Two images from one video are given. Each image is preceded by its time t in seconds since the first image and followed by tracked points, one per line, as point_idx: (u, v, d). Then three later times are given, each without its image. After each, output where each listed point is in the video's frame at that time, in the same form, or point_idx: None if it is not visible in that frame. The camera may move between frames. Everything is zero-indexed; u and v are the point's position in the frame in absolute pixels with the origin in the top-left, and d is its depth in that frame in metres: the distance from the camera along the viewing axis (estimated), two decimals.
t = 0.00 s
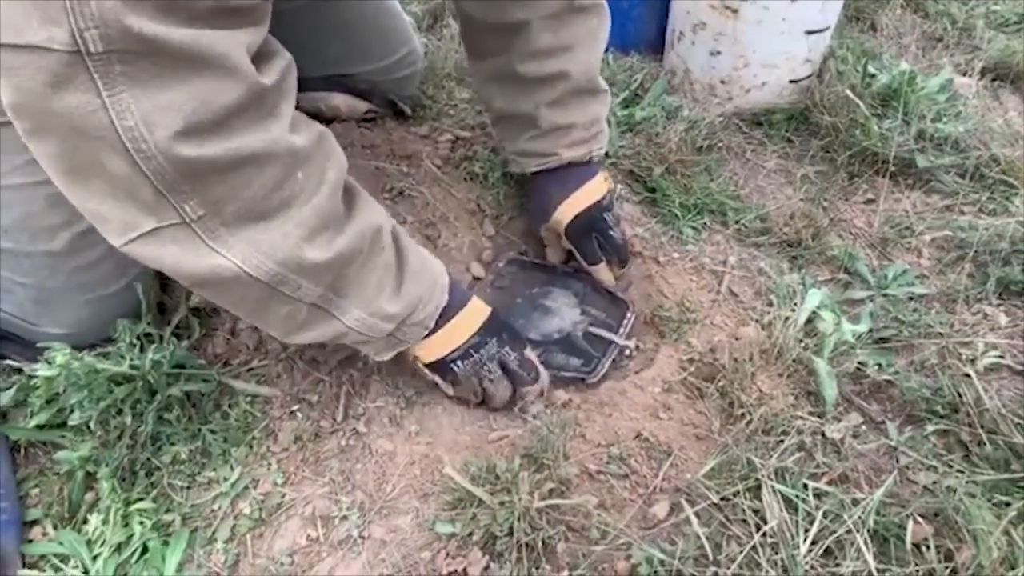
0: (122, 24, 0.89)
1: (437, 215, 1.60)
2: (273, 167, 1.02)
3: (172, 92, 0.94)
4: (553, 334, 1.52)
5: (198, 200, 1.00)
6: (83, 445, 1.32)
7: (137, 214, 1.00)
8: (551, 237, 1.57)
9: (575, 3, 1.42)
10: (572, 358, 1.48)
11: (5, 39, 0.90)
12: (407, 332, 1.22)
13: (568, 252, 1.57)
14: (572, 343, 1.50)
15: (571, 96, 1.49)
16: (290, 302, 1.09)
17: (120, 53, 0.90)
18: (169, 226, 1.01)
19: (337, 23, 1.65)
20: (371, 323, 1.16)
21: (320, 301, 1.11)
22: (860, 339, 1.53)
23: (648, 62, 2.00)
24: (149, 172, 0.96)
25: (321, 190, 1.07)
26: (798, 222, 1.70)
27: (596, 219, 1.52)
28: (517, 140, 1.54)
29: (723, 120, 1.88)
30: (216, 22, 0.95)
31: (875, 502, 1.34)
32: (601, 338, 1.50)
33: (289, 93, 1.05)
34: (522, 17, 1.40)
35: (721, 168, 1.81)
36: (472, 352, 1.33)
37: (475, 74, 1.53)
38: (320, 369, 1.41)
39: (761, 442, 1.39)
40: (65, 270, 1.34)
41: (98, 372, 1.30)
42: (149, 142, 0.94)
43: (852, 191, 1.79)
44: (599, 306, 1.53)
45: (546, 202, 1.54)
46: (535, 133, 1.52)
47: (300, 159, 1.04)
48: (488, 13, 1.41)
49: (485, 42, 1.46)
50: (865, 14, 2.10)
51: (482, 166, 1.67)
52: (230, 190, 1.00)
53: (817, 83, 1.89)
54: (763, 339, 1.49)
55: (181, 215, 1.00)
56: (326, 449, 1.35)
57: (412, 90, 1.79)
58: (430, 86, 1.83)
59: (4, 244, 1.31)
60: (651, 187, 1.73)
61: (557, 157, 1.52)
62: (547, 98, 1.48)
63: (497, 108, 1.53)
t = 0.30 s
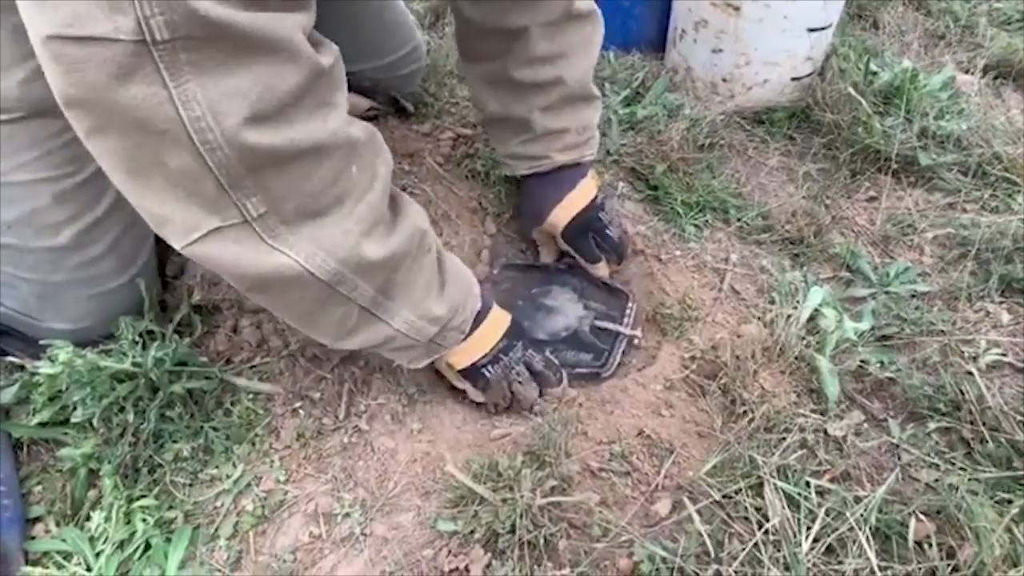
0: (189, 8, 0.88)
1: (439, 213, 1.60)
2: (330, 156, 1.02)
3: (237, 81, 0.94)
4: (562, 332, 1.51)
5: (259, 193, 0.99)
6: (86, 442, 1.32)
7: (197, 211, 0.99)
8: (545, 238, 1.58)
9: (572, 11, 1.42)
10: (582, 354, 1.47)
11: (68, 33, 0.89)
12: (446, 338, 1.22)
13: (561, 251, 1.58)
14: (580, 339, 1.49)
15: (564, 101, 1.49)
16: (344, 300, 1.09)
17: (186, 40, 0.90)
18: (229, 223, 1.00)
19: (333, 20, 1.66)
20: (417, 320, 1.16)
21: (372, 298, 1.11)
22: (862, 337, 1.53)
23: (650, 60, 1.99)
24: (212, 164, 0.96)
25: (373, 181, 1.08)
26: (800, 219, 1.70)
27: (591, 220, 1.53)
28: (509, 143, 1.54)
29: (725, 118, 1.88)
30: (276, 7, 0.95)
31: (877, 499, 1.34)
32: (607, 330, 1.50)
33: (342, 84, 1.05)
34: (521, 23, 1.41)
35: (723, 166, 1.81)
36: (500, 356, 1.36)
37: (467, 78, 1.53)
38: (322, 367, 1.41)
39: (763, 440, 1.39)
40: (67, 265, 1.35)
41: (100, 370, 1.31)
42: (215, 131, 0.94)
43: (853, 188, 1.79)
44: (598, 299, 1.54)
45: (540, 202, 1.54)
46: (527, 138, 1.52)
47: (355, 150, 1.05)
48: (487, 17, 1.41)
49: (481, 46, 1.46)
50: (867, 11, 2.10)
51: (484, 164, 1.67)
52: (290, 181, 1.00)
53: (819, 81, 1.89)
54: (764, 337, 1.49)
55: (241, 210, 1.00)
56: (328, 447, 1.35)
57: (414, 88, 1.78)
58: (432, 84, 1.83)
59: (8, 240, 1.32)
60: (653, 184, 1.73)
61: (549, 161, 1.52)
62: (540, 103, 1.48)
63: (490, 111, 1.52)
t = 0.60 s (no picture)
0: (219, 29, 0.85)
1: (438, 212, 1.60)
2: (355, 172, 1.01)
3: (265, 98, 0.91)
4: (560, 332, 1.49)
5: (284, 210, 0.97)
6: (85, 440, 1.32)
7: (221, 228, 0.96)
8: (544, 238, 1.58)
9: (578, 21, 1.43)
10: (580, 354, 1.47)
11: (96, 52, 0.84)
12: (458, 344, 1.23)
13: (559, 251, 1.58)
14: (578, 339, 1.49)
15: (566, 109, 1.49)
16: (363, 312, 1.08)
17: (214, 60, 0.87)
18: (253, 239, 0.98)
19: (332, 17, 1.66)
20: (432, 328, 1.16)
21: (390, 307, 1.10)
22: (861, 337, 1.53)
23: (649, 59, 1.99)
24: (238, 183, 0.93)
25: (394, 193, 1.07)
26: (800, 219, 1.70)
27: (588, 219, 1.54)
28: (509, 146, 1.53)
29: (725, 118, 1.88)
30: (301, 21, 0.93)
31: (875, 499, 1.34)
32: (606, 330, 1.50)
33: (366, 96, 1.03)
34: (530, 32, 1.41)
35: (723, 165, 1.81)
36: (505, 358, 1.37)
37: (470, 83, 1.52)
38: (321, 365, 1.41)
39: (762, 439, 1.39)
40: (63, 265, 1.35)
41: (99, 368, 1.31)
42: (243, 150, 0.92)
43: (853, 188, 1.79)
44: (598, 298, 1.54)
45: (540, 202, 1.54)
46: (528, 142, 1.51)
47: (379, 164, 1.04)
48: (494, 24, 1.41)
49: (487, 53, 1.45)
50: (867, 12, 2.10)
51: (483, 163, 1.67)
52: (316, 199, 0.98)
53: (818, 81, 1.89)
54: (763, 336, 1.49)
55: (265, 227, 0.97)
56: (327, 445, 1.35)
57: (413, 88, 1.78)
58: (432, 83, 1.82)
59: (5, 240, 1.32)
60: (653, 184, 1.73)
61: (548, 163, 1.51)
62: (543, 109, 1.48)
63: (491, 117, 1.51)
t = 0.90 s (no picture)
0: (295, 114, 0.84)
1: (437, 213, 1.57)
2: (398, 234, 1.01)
3: (326, 173, 0.91)
4: (559, 333, 1.50)
5: (328, 272, 0.98)
6: (83, 439, 1.32)
7: (263, 282, 0.97)
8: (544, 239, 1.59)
9: (617, 41, 1.44)
10: (579, 355, 1.47)
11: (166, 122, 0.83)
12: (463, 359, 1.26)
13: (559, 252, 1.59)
14: (577, 339, 1.49)
15: (586, 120, 1.50)
16: (385, 356, 1.11)
17: (283, 139, 0.86)
18: (292, 293, 0.99)
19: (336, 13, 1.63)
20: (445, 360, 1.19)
21: (410, 347, 1.13)
22: (859, 340, 1.53)
23: (649, 61, 1.99)
24: (289, 248, 0.94)
25: (430, 251, 1.08)
26: (799, 222, 1.71)
27: (590, 221, 1.55)
28: (520, 143, 1.54)
29: (724, 120, 1.88)
30: (370, 97, 0.92)
31: (872, 502, 1.34)
32: (604, 332, 1.50)
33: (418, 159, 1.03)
34: (563, 41, 1.42)
35: (722, 168, 1.81)
36: (504, 360, 1.35)
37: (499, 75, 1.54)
38: (320, 365, 1.41)
39: (760, 442, 1.40)
40: (65, 266, 1.36)
41: (98, 367, 1.31)
42: (298, 222, 0.92)
43: (852, 191, 1.80)
44: (596, 300, 1.54)
45: (542, 201, 1.54)
46: (539, 142, 1.52)
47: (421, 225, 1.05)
48: (534, 28, 1.42)
49: (521, 52, 1.46)
50: (866, 15, 2.10)
51: (483, 164, 1.66)
52: (359, 261, 0.99)
53: (818, 84, 1.89)
54: (762, 339, 1.49)
55: (307, 284, 0.98)
56: (326, 445, 1.35)
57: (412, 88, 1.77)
58: (431, 83, 1.81)
59: (8, 241, 1.32)
60: (652, 186, 1.73)
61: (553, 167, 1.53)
62: (562, 115, 1.49)
63: (510, 110, 1.53)
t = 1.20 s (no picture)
0: (366, 138, 0.83)
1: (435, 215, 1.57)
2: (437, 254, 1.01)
3: (382, 195, 0.90)
4: (556, 336, 1.49)
5: (367, 291, 0.97)
6: (80, 440, 1.32)
7: (302, 298, 0.96)
8: (541, 242, 1.59)
9: (625, 55, 1.44)
10: (577, 358, 1.47)
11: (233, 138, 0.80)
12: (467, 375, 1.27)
13: (556, 255, 1.59)
14: (575, 343, 1.49)
15: (590, 130, 1.50)
16: (406, 370, 1.10)
17: (349, 160, 0.85)
18: (328, 309, 0.98)
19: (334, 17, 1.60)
20: (456, 371, 1.19)
21: (428, 362, 1.13)
22: (856, 345, 1.53)
23: (648, 64, 1.99)
24: (336, 267, 0.92)
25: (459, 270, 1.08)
26: (796, 226, 1.71)
27: (587, 225, 1.55)
28: (523, 150, 1.54)
29: (723, 124, 1.89)
30: (431, 122, 0.91)
31: (868, 507, 1.35)
32: (602, 335, 1.50)
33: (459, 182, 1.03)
34: (575, 54, 1.41)
35: (720, 172, 1.82)
36: (503, 367, 1.36)
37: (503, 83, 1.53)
38: (317, 367, 1.41)
39: (756, 446, 1.40)
40: (71, 273, 1.35)
41: (95, 367, 1.30)
42: (350, 242, 0.91)
43: (849, 196, 1.80)
44: (594, 303, 1.54)
45: (541, 205, 1.55)
46: (541, 151, 1.52)
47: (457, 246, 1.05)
48: (545, 40, 1.41)
49: (529, 63, 1.46)
50: (864, 20, 2.10)
51: (481, 166, 1.66)
52: (399, 280, 0.99)
53: (816, 89, 1.90)
54: (759, 343, 1.50)
55: (344, 301, 0.97)
56: (322, 447, 1.35)
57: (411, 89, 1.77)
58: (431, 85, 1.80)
59: (16, 247, 1.31)
60: (650, 189, 1.73)
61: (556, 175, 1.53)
62: (567, 125, 1.49)
63: (514, 119, 1.52)
